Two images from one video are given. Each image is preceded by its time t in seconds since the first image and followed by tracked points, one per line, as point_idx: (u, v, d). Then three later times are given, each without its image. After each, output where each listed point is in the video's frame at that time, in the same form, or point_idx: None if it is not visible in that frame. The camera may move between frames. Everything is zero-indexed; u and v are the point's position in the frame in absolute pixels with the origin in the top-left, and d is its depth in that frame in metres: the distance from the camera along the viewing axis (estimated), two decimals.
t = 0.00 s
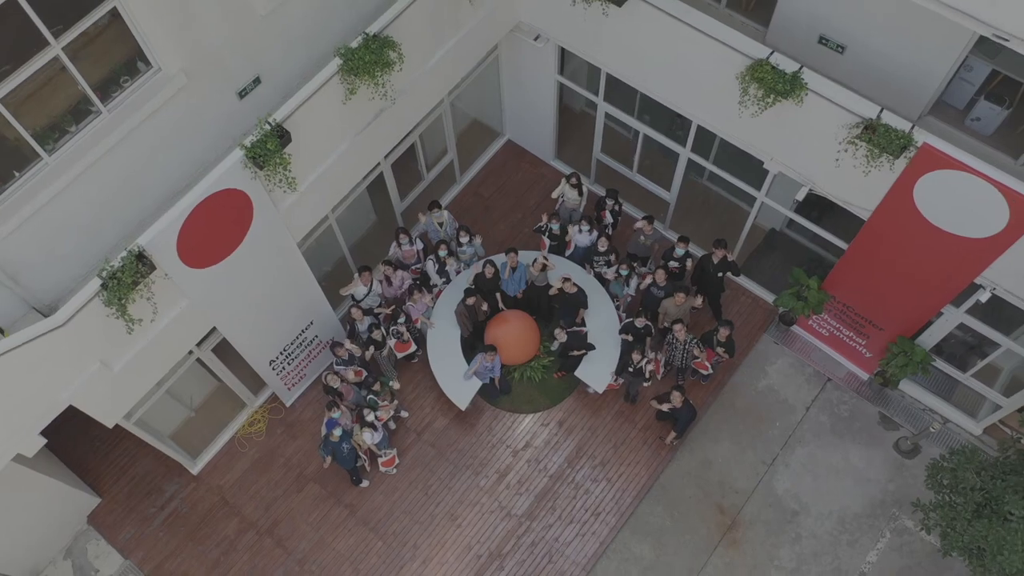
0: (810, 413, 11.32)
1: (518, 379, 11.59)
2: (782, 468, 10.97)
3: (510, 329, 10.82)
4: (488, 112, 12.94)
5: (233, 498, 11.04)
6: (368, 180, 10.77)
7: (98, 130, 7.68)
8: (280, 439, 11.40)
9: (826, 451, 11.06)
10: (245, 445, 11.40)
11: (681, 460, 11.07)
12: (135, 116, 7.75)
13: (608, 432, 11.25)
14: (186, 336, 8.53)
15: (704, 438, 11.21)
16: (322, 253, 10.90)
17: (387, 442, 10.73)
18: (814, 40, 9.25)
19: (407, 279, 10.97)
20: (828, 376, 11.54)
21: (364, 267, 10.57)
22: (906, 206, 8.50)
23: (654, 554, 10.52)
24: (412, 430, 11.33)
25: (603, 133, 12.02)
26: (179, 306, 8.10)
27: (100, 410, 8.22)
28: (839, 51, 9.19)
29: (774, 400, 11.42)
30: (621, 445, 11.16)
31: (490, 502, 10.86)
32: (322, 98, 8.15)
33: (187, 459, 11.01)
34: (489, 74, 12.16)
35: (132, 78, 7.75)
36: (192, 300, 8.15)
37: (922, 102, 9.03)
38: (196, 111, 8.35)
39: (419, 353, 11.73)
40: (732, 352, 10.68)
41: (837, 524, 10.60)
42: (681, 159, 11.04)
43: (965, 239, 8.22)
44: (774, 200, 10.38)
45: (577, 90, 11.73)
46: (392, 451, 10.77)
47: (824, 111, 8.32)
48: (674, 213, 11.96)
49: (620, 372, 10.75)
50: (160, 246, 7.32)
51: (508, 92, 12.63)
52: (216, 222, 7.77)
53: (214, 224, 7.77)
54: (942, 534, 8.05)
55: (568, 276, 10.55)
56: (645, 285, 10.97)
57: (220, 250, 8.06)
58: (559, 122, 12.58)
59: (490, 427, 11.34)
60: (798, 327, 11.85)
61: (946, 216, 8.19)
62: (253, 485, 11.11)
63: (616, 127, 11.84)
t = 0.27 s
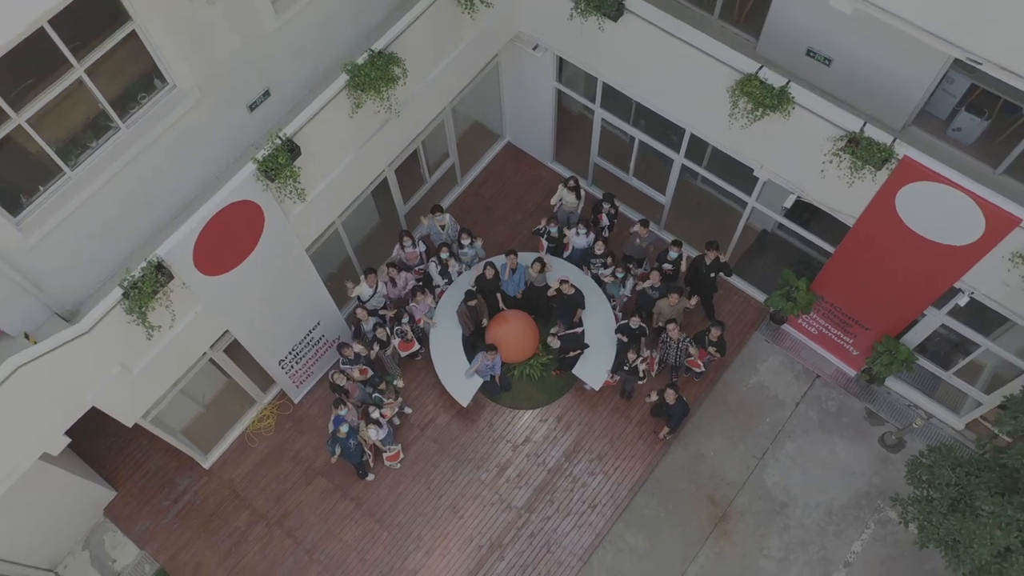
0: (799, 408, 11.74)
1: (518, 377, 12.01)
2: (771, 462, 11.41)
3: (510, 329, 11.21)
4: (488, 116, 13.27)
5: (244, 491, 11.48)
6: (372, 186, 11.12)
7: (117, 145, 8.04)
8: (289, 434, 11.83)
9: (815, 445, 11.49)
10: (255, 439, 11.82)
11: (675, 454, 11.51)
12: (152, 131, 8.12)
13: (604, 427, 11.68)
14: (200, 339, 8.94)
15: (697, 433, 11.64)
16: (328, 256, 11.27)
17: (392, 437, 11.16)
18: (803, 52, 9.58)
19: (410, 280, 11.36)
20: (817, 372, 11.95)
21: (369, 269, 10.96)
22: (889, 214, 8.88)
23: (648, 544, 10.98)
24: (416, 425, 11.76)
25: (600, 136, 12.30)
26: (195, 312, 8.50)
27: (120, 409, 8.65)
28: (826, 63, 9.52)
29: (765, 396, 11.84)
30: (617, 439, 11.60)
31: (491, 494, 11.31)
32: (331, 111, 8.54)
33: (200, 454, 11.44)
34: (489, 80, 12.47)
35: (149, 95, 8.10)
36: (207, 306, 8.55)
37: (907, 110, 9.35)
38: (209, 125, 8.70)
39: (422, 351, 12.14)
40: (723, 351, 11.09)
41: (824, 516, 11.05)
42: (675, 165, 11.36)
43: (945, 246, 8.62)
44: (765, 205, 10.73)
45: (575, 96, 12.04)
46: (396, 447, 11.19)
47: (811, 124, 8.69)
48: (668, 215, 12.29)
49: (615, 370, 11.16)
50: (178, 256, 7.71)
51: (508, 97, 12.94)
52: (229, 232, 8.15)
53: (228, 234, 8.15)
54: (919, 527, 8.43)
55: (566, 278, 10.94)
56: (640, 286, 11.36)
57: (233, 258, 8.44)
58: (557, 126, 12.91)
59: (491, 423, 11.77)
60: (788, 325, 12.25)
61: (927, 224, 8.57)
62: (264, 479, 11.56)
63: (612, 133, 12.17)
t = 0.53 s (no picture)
0: (789, 405, 12.17)
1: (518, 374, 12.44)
2: (762, 456, 11.85)
3: (510, 328, 11.59)
4: (488, 120, 13.62)
5: (255, 484, 11.93)
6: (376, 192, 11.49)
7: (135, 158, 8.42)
8: (297, 429, 12.27)
9: (804, 440, 11.93)
10: (265, 435, 12.26)
11: (669, 449, 11.95)
12: (167, 144, 8.49)
13: (601, 422, 12.12)
14: (214, 342, 9.36)
15: (690, 428, 12.07)
16: (334, 260, 11.66)
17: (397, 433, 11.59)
18: (791, 65, 9.91)
19: (413, 282, 11.77)
20: (807, 370, 12.37)
21: (374, 272, 11.36)
22: (874, 223, 9.25)
23: (642, 535, 11.44)
24: (419, 421, 12.20)
25: (597, 141, 12.63)
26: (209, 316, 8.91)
27: (139, 409, 9.08)
28: (814, 75, 9.85)
29: (755, 392, 12.27)
30: (614, 434, 12.04)
31: (492, 487, 11.75)
32: (338, 124, 8.93)
33: (211, 450, 11.88)
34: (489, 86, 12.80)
35: (164, 110, 8.47)
36: (220, 311, 8.96)
37: (892, 121, 9.68)
38: (220, 137, 9.07)
39: (425, 349, 12.56)
40: (715, 350, 11.51)
41: (812, 508, 11.50)
42: (669, 170, 11.69)
43: (926, 252, 9.00)
44: (756, 210, 11.09)
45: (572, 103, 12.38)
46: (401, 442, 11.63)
47: (798, 137, 9.06)
48: (663, 217, 12.63)
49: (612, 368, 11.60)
50: (193, 265, 8.10)
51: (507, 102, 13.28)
52: (242, 241, 8.55)
53: (241, 243, 8.55)
54: (900, 521, 8.84)
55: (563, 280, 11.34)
56: (636, 287, 11.76)
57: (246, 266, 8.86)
58: (556, 131, 13.26)
59: (492, 418, 12.20)
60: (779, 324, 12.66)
61: (909, 233, 8.95)
62: (274, 472, 12.00)
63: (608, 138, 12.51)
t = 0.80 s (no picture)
0: (779, 400, 12.60)
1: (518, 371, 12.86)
2: (753, 450, 12.29)
3: (510, 327, 11.96)
4: (488, 123, 13.96)
5: (264, 478, 12.38)
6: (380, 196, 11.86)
7: (151, 169, 8.80)
8: (304, 424, 12.70)
9: (793, 434, 12.37)
10: (273, 430, 12.69)
11: (663, 443, 12.39)
12: (182, 156, 8.87)
13: (598, 417, 12.55)
14: (226, 343, 9.77)
15: (684, 423, 12.51)
16: (339, 261, 12.05)
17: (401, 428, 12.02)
18: (782, 75, 10.23)
19: (416, 283, 12.18)
20: (797, 367, 12.79)
21: (379, 273, 11.77)
22: (860, 229, 9.62)
23: (637, 526, 11.90)
24: (422, 416, 12.64)
25: (594, 145, 12.99)
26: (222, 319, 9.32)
27: (156, 407, 9.51)
28: (803, 84, 10.20)
29: (747, 388, 12.70)
30: (610, 429, 12.47)
31: (493, 480, 12.20)
32: (345, 135, 9.31)
33: (222, 444, 12.32)
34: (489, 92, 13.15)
35: (179, 123, 8.83)
36: (232, 315, 9.37)
37: (878, 129, 10.03)
38: (231, 148, 9.44)
39: (428, 347, 12.98)
40: (708, 348, 11.93)
41: (800, 500, 11.96)
42: (664, 174, 12.07)
43: (908, 257, 9.39)
44: (747, 213, 11.48)
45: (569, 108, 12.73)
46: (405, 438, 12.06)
47: (786, 146, 9.44)
48: (658, 219, 13.01)
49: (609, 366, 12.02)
50: (208, 272, 8.51)
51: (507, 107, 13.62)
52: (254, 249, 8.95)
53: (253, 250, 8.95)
54: (882, 514, 9.29)
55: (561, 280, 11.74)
56: (631, 287, 12.16)
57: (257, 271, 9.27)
58: (554, 134, 13.61)
59: (492, 413, 12.64)
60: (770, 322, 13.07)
61: (893, 239, 9.33)
62: (282, 466, 12.45)
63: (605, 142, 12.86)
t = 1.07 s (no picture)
0: (771, 396, 13.02)
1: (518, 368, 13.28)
2: (745, 444, 12.73)
3: (510, 325, 12.36)
4: (489, 127, 14.32)
5: (273, 471, 12.83)
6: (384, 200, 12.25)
7: (166, 178, 9.18)
8: (311, 420, 13.15)
9: (783, 428, 12.80)
10: (282, 425, 13.13)
11: (658, 437, 12.83)
12: (195, 166, 9.26)
13: (595, 412, 12.99)
14: (238, 343, 10.19)
15: (678, 418, 12.94)
16: (345, 263, 12.45)
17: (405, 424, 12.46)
18: (772, 85, 10.55)
19: (419, 283, 12.60)
20: (787, 363, 13.21)
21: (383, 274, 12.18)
22: (846, 235, 10.01)
23: (633, 517, 12.36)
24: (425, 411, 13.07)
25: (591, 149, 13.35)
26: (234, 322, 9.74)
27: (171, 406, 9.93)
28: (792, 93, 10.52)
29: (739, 384, 13.13)
30: (607, 424, 12.91)
31: (493, 473, 12.65)
32: (351, 145, 9.69)
33: (232, 439, 12.76)
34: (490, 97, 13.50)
35: (192, 134, 9.20)
36: (244, 317, 9.78)
37: (864, 138, 10.37)
38: (242, 157, 9.82)
39: (430, 344, 13.40)
40: (701, 346, 12.35)
41: (790, 491, 12.41)
42: (659, 178, 12.44)
43: (891, 261, 9.78)
44: (739, 216, 11.86)
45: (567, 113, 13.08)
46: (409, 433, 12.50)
47: (775, 155, 9.82)
48: (654, 220, 13.39)
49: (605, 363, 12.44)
50: (222, 278, 8.92)
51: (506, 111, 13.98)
52: (264, 254, 9.35)
53: (263, 256, 9.35)
54: (864, 506, 9.70)
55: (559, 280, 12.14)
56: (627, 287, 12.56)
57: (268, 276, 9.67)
58: (553, 138, 13.96)
59: (493, 409, 13.07)
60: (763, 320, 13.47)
61: (877, 244, 9.73)
62: (290, 460, 12.89)
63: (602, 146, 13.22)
